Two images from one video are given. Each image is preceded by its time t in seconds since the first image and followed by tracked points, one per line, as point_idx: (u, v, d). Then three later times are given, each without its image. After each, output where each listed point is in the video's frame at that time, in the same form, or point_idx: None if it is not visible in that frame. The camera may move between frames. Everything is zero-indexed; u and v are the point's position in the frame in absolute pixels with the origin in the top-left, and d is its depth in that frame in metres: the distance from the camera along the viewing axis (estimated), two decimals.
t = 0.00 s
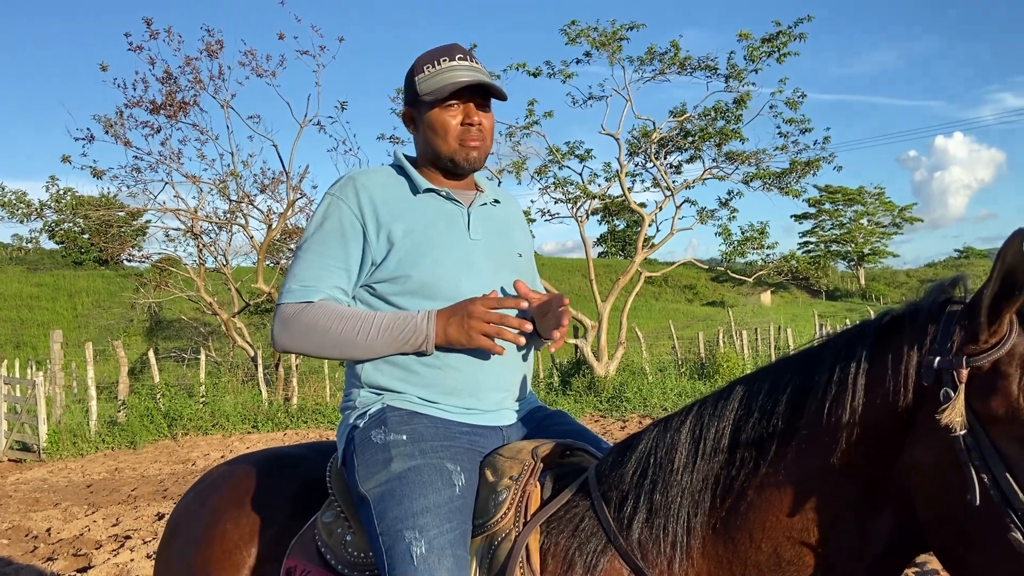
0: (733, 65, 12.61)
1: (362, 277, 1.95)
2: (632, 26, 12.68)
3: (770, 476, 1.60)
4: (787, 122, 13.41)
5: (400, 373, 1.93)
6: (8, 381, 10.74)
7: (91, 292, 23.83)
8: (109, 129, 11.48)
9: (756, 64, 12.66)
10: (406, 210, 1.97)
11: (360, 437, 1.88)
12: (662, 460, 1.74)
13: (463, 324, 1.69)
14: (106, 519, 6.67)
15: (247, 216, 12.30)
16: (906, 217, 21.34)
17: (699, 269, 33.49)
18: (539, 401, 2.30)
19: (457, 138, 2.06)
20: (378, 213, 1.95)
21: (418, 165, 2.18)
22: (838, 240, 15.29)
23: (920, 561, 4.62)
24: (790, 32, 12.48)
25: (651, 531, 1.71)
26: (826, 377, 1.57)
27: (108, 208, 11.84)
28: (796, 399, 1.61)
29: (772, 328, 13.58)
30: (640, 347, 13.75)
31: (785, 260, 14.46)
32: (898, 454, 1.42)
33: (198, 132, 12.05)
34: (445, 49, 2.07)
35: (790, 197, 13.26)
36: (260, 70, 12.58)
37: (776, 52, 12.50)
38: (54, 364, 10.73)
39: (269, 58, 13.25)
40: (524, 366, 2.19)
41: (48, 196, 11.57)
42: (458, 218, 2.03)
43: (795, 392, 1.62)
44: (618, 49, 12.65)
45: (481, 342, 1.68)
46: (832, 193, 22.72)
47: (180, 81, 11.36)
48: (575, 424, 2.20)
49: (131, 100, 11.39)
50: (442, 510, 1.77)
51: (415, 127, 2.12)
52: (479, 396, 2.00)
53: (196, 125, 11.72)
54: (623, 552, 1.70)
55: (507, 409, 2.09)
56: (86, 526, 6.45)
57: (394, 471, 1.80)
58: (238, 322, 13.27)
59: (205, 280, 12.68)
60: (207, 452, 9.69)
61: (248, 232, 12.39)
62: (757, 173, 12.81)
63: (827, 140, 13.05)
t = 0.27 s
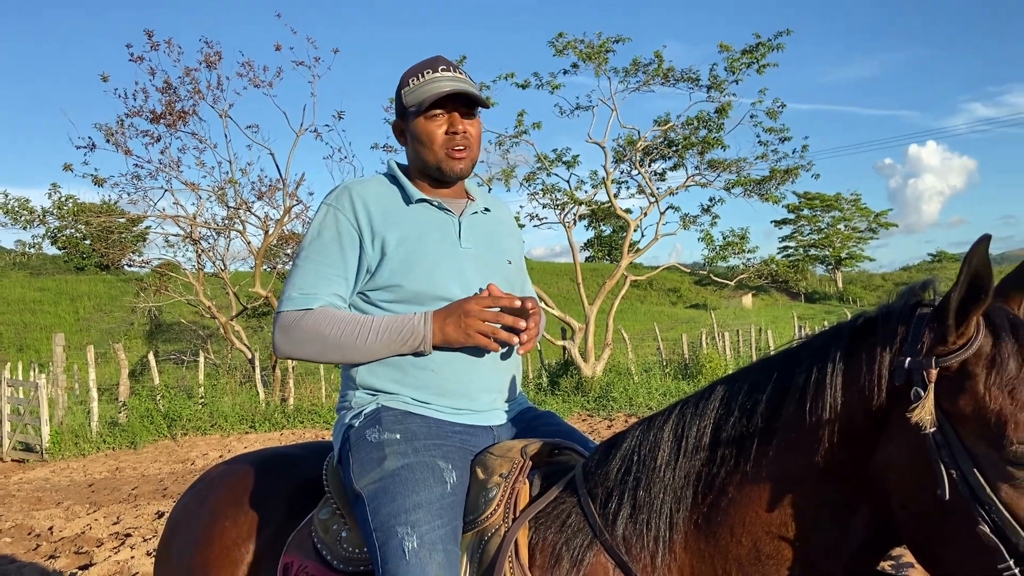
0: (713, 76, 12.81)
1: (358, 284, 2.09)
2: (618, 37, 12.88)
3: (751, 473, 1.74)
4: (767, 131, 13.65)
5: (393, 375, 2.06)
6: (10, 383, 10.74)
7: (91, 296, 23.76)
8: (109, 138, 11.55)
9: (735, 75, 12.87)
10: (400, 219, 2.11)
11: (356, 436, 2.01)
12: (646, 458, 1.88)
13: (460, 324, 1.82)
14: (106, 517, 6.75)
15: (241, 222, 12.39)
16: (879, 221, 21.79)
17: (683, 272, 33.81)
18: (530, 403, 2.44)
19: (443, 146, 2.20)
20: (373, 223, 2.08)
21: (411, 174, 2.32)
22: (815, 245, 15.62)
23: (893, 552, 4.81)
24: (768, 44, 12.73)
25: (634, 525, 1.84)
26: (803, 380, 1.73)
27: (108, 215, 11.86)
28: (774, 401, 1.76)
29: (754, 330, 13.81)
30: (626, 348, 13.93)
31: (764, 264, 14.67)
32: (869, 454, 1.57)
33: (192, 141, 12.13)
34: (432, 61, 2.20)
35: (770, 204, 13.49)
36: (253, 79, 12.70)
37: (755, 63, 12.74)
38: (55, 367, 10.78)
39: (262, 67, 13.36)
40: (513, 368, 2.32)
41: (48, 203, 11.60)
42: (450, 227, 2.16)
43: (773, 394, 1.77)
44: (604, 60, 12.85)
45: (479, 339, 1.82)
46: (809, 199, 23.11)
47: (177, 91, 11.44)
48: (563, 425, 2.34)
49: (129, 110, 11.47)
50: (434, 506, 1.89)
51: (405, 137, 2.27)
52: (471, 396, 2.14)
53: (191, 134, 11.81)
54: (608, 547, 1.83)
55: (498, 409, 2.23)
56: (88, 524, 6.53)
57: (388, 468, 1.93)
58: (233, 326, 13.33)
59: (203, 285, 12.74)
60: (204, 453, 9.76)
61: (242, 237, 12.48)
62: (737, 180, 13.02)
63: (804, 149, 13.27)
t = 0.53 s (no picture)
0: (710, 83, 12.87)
1: (350, 289, 2.14)
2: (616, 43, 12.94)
3: (740, 474, 1.80)
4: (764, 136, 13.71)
5: (386, 380, 2.12)
6: (20, 385, 10.81)
7: (100, 300, 23.87)
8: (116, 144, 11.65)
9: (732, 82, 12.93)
10: (395, 225, 2.16)
11: (350, 439, 2.07)
12: (636, 459, 1.93)
13: (439, 347, 1.82)
14: (112, 518, 6.81)
15: (246, 227, 12.47)
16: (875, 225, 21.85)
17: (683, 275, 33.84)
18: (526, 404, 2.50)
19: (446, 149, 2.25)
20: (367, 229, 2.14)
21: (409, 180, 2.36)
22: (812, 249, 15.66)
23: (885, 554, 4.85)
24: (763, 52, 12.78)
25: (625, 526, 1.89)
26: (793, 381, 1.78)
27: (115, 220, 11.93)
28: (765, 402, 1.81)
29: (751, 333, 13.85)
30: (625, 351, 13.97)
31: (761, 268, 14.72)
32: (855, 454, 1.63)
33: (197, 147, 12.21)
34: (434, 67, 2.27)
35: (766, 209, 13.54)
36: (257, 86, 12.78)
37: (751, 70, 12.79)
38: (64, 369, 10.88)
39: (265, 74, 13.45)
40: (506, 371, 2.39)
41: (57, 209, 11.72)
42: (445, 232, 2.22)
43: (763, 395, 1.82)
44: (603, 67, 12.91)
45: (457, 365, 1.81)
46: (806, 205, 23.20)
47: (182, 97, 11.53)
48: (557, 426, 2.41)
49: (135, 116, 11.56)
50: (427, 509, 1.95)
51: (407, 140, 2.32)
52: (464, 399, 2.20)
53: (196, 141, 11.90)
54: (600, 548, 1.89)
55: (492, 412, 2.29)
56: (94, 524, 6.59)
57: (381, 472, 1.98)
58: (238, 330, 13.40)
59: (209, 289, 12.83)
60: (209, 454, 9.82)
61: (247, 242, 12.56)
62: (734, 185, 13.08)
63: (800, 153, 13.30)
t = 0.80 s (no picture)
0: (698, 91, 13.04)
1: (348, 287, 2.24)
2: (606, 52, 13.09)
3: (726, 473, 1.91)
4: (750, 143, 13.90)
5: (381, 380, 2.23)
6: (22, 387, 10.83)
7: (101, 302, 23.84)
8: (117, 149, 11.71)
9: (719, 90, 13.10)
10: (392, 228, 2.26)
11: (347, 438, 2.17)
12: (627, 457, 2.04)
13: (439, 343, 1.91)
14: (113, 516, 6.87)
15: (244, 232, 12.54)
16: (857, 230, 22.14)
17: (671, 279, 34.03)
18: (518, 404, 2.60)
19: (445, 157, 2.35)
20: (365, 230, 2.23)
21: (406, 185, 2.46)
22: (797, 253, 15.85)
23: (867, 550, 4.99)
24: (748, 62, 12.95)
25: (616, 523, 2.00)
26: (777, 382, 1.90)
27: (116, 224, 11.98)
28: (751, 402, 1.92)
29: (738, 336, 14.02)
30: (615, 353, 14.10)
31: (747, 272, 14.89)
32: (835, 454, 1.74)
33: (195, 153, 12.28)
34: (434, 78, 2.37)
35: (752, 215, 13.71)
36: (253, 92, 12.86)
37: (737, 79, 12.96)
38: (65, 370, 10.92)
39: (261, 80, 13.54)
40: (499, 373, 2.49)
41: (60, 213, 11.75)
42: (441, 236, 2.33)
43: (750, 396, 1.93)
44: (593, 75, 13.06)
45: (456, 361, 1.90)
46: (791, 210, 23.47)
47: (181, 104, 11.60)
48: (548, 426, 2.52)
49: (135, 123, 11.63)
50: (422, 507, 2.05)
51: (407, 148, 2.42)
52: (458, 400, 2.31)
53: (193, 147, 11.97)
54: (591, 544, 1.99)
55: (484, 412, 2.40)
56: (95, 522, 6.65)
57: (377, 471, 2.09)
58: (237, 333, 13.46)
59: (208, 292, 12.90)
60: (208, 454, 9.88)
61: (246, 247, 12.63)
62: (721, 191, 13.25)
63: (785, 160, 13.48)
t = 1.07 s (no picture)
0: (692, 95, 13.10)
1: (350, 288, 2.27)
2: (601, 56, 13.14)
3: (718, 474, 1.94)
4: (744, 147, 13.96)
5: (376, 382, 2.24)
6: (18, 388, 10.82)
7: (97, 304, 23.81)
8: (114, 152, 11.71)
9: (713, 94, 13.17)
10: (392, 228, 2.28)
11: (341, 440, 2.19)
12: (620, 459, 2.07)
13: (458, 329, 2.04)
14: (110, 518, 6.87)
15: (240, 235, 12.55)
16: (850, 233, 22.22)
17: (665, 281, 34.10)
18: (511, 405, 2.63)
19: (430, 159, 2.38)
20: (365, 229, 2.26)
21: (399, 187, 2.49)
22: (790, 255, 15.92)
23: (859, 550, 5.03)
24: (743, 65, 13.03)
25: (610, 524, 2.03)
26: (768, 384, 1.93)
27: (113, 226, 11.98)
28: (742, 404, 1.95)
29: (732, 338, 14.08)
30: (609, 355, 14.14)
31: (741, 274, 14.95)
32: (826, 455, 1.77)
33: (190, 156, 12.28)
34: (419, 80, 2.40)
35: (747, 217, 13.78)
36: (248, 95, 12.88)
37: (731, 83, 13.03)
38: (61, 372, 10.92)
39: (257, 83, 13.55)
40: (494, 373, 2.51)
41: (56, 216, 11.74)
42: (436, 237, 2.35)
43: (741, 397, 1.96)
44: (588, 79, 13.11)
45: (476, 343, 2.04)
46: (784, 213, 23.55)
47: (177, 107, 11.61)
48: (541, 427, 2.55)
49: (132, 125, 11.63)
50: (417, 509, 2.07)
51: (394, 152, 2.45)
52: (453, 401, 2.33)
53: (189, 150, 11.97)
54: (585, 546, 2.02)
55: (478, 413, 2.43)
56: (92, 524, 6.66)
57: (371, 473, 2.11)
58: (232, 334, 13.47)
59: (203, 294, 12.90)
60: (205, 455, 9.89)
61: (241, 249, 12.64)
62: (715, 195, 13.31)
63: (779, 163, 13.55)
